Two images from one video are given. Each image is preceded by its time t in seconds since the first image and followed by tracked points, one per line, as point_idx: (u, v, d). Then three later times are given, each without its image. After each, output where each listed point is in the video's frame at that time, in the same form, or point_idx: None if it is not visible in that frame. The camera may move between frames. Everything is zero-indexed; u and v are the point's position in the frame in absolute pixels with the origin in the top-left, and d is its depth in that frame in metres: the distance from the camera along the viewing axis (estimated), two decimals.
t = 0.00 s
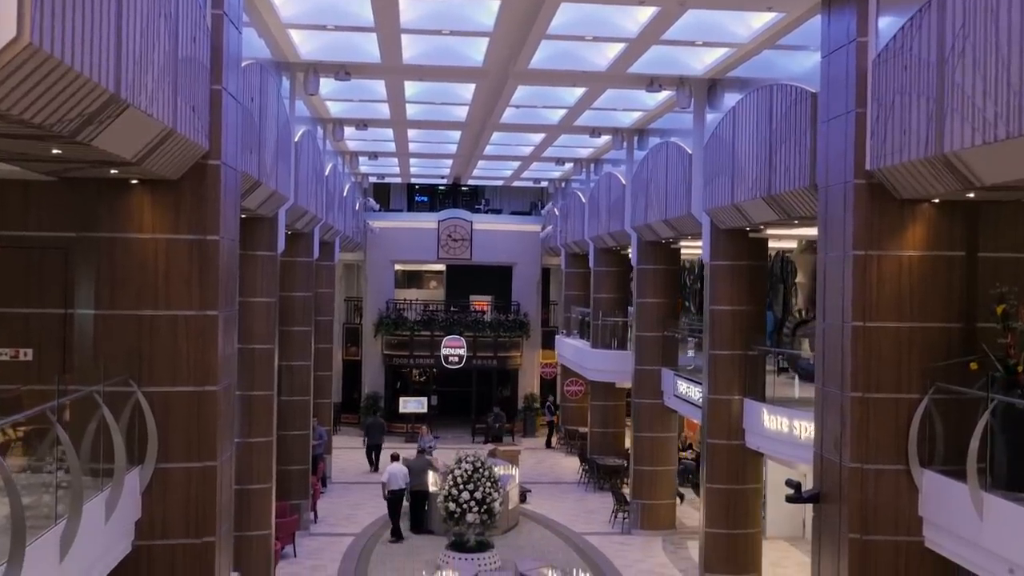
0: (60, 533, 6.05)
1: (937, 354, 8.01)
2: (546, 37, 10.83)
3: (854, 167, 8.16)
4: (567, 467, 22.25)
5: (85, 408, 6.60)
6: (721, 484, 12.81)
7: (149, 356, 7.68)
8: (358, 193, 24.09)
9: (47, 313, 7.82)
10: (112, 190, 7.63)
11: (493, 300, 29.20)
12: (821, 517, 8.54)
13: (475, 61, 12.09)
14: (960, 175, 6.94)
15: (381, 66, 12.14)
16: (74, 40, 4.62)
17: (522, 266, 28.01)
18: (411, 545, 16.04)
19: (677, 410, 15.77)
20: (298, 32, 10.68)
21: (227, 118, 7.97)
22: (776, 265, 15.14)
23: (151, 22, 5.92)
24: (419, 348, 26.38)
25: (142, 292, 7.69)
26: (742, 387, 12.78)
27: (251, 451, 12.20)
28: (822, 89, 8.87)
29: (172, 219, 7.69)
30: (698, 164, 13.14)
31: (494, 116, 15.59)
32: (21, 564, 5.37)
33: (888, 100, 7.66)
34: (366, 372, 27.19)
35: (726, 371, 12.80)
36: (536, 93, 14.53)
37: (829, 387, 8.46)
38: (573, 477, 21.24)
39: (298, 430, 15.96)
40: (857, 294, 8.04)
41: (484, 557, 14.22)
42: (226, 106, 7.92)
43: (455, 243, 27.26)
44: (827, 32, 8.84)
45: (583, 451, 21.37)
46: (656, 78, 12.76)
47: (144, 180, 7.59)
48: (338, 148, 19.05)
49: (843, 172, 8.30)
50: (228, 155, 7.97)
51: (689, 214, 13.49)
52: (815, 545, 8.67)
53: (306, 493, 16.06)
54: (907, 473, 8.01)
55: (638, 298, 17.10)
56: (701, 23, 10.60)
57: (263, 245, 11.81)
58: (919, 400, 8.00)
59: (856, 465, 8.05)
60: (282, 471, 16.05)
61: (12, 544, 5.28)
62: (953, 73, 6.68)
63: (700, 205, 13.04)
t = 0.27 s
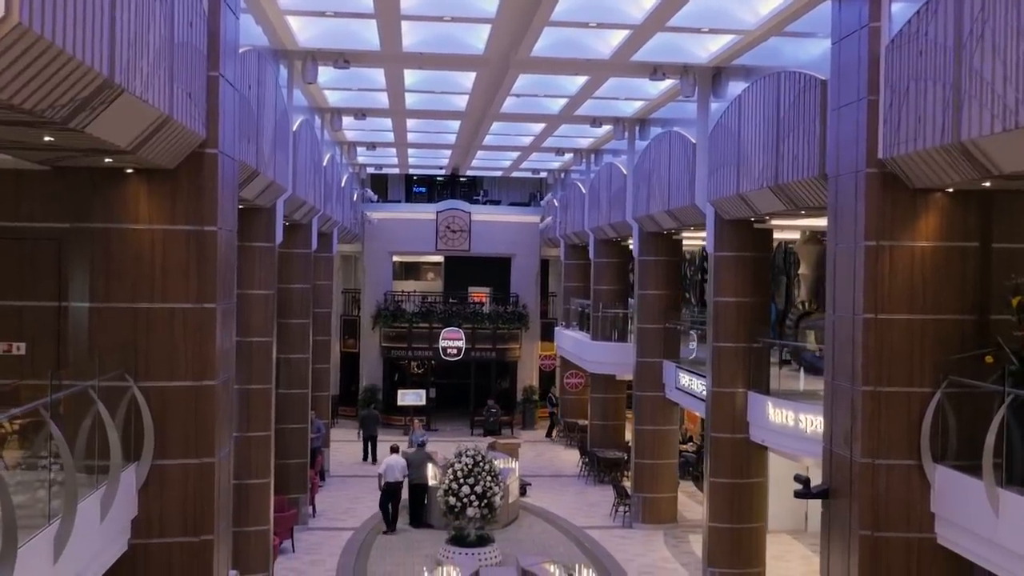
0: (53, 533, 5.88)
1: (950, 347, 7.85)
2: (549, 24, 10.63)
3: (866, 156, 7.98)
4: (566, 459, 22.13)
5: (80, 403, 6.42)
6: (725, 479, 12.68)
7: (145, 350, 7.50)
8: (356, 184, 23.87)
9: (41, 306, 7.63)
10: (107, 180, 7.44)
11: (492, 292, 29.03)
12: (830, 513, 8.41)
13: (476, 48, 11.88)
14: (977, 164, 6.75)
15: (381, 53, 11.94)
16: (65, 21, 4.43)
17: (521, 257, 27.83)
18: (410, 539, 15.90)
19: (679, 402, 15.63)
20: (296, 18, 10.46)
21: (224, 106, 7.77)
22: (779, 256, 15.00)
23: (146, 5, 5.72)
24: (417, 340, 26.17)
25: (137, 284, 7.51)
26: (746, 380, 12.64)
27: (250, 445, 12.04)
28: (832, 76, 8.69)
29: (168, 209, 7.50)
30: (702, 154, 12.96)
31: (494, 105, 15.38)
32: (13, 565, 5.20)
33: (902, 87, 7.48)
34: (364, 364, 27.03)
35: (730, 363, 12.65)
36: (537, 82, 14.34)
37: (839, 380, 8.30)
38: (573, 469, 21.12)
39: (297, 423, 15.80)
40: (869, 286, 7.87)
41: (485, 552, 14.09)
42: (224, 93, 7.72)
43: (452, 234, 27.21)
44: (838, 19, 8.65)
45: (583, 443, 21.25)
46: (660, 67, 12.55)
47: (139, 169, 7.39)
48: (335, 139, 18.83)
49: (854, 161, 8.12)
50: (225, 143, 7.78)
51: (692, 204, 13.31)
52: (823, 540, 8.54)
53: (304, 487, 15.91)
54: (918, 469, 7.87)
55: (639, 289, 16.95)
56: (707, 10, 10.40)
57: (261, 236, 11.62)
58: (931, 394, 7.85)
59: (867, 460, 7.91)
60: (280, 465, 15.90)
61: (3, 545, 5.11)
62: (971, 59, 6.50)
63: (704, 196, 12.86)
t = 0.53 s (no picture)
0: (46, 538, 5.71)
1: (961, 344, 7.72)
2: (550, 16, 10.45)
3: (875, 150, 7.83)
4: (564, 456, 21.99)
5: (74, 403, 6.24)
6: (728, 476, 12.55)
7: (141, 348, 7.33)
8: (352, 178, 23.66)
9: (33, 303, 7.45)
10: (100, 174, 7.26)
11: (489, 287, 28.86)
12: (838, 512, 8.28)
13: (476, 40, 11.69)
14: (992, 158, 6.60)
15: (379, 45, 11.74)
16: (56, 8, 4.24)
17: (518, 252, 27.67)
18: (409, 537, 15.75)
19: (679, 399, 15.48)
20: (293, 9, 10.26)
21: (221, 98, 7.58)
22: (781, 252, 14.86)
23: None
24: (413, 335, 25.97)
25: (132, 281, 7.33)
26: (748, 377, 12.50)
27: (246, 443, 11.87)
28: (841, 68, 8.53)
29: (163, 204, 7.33)
30: (705, 148, 12.80)
31: (493, 99, 15.20)
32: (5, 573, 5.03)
33: (914, 79, 7.33)
34: (360, 359, 26.86)
35: (733, 360, 12.51)
36: (537, 76, 14.16)
37: (847, 378, 8.17)
38: (571, 466, 20.98)
39: (293, 420, 15.62)
40: (879, 282, 7.74)
41: (485, 550, 13.97)
42: (220, 85, 7.53)
43: (450, 229, 26.97)
44: (846, 10, 8.49)
45: (581, 440, 21.11)
46: (662, 59, 12.38)
47: (134, 162, 7.22)
48: (332, 133, 18.62)
49: (863, 155, 7.97)
50: (221, 137, 7.59)
51: (694, 199, 13.16)
52: (831, 540, 8.41)
53: (301, 485, 15.74)
54: (929, 468, 7.74)
55: (639, 285, 16.80)
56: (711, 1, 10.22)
57: (257, 232, 11.43)
58: (942, 392, 7.72)
59: (877, 459, 7.78)
60: (277, 463, 15.74)
61: None
62: (986, 50, 6.34)
63: (706, 190, 12.71)
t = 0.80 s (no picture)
0: (37, 540, 5.54)
1: (970, 340, 7.61)
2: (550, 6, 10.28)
3: (884, 143, 7.70)
4: (559, 451, 21.87)
5: (66, 401, 6.04)
6: (728, 472, 12.45)
7: (134, 343, 7.15)
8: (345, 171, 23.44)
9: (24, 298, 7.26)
10: (92, 165, 7.07)
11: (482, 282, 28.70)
12: (843, 510, 8.17)
13: (473, 31, 11.51)
14: (1005, 150, 6.48)
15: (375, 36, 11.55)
16: None
17: (512, 247, 27.50)
18: (404, 534, 15.61)
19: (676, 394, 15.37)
20: None
21: (215, 88, 7.38)
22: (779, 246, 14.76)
23: None
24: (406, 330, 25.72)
25: (125, 275, 7.15)
26: (748, 372, 12.39)
27: (240, 440, 11.70)
28: (847, 59, 8.39)
29: (156, 196, 7.14)
30: (704, 141, 12.66)
31: (489, 91, 15.02)
32: None
33: (923, 70, 7.20)
34: (352, 354, 26.67)
35: (732, 355, 12.40)
36: (534, 68, 13.98)
37: (854, 374, 8.06)
38: (565, 461, 20.87)
39: (287, 416, 15.44)
40: (887, 277, 7.62)
41: (480, 547, 13.86)
42: (215, 74, 7.34)
43: (443, 223, 26.86)
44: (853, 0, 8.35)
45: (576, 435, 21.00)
46: (661, 50, 12.22)
47: (127, 153, 7.03)
48: (325, 125, 18.41)
49: (871, 147, 7.85)
50: (216, 127, 7.40)
51: (694, 192, 13.02)
52: (836, 537, 8.31)
53: (294, 482, 15.57)
54: (937, 465, 7.62)
55: (636, 279, 16.68)
56: None
57: (251, 225, 11.24)
58: (950, 388, 7.61)
59: (884, 457, 7.67)
60: (270, 459, 15.56)
61: None
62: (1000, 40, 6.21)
63: (706, 184, 12.58)
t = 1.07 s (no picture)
0: (22, 547, 5.34)
1: (971, 337, 7.54)
2: None
3: (884, 138, 7.61)
4: (547, 448, 21.77)
5: (50, 402, 5.84)
6: (720, 471, 12.37)
7: (121, 342, 6.95)
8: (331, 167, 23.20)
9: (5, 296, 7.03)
10: (77, 159, 6.86)
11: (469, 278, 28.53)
12: (842, 510, 8.09)
13: (465, 24, 11.34)
14: (1010, 146, 6.39)
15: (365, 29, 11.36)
16: None
17: (499, 243, 27.35)
18: (392, 533, 15.45)
19: (667, 391, 15.28)
20: None
21: (204, 79, 7.19)
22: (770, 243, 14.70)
23: None
24: (393, 327, 25.54)
25: (111, 272, 6.94)
26: (741, 369, 12.31)
27: (227, 440, 11.49)
28: (846, 54, 8.30)
29: (143, 191, 6.94)
30: (697, 136, 12.55)
31: (479, 86, 14.86)
32: None
33: (926, 65, 7.11)
34: (338, 351, 26.45)
35: (725, 353, 12.31)
36: (525, 62, 13.82)
37: (853, 372, 7.97)
38: (554, 458, 20.77)
39: (273, 415, 15.23)
40: (888, 274, 7.53)
41: (470, 547, 13.74)
42: (204, 66, 7.14)
43: (429, 219, 26.68)
44: None
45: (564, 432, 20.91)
46: (654, 45, 12.10)
47: (113, 147, 6.83)
48: (311, 120, 18.18)
49: (871, 142, 7.75)
50: (205, 121, 7.21)
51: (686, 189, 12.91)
52: (835, 537, 8.22)
53: (281, 481, 15.38)
54: (937, 465, 7.55)
55: (626, 275, 16.58)
56: None
57: (239, 221, 11.04)
58: (951, 386, 7.53)
59: (884, 456, 7.58)
60: (257, 458, 15.35)
61: None
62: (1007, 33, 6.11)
63: (699, 180, 12.48)
